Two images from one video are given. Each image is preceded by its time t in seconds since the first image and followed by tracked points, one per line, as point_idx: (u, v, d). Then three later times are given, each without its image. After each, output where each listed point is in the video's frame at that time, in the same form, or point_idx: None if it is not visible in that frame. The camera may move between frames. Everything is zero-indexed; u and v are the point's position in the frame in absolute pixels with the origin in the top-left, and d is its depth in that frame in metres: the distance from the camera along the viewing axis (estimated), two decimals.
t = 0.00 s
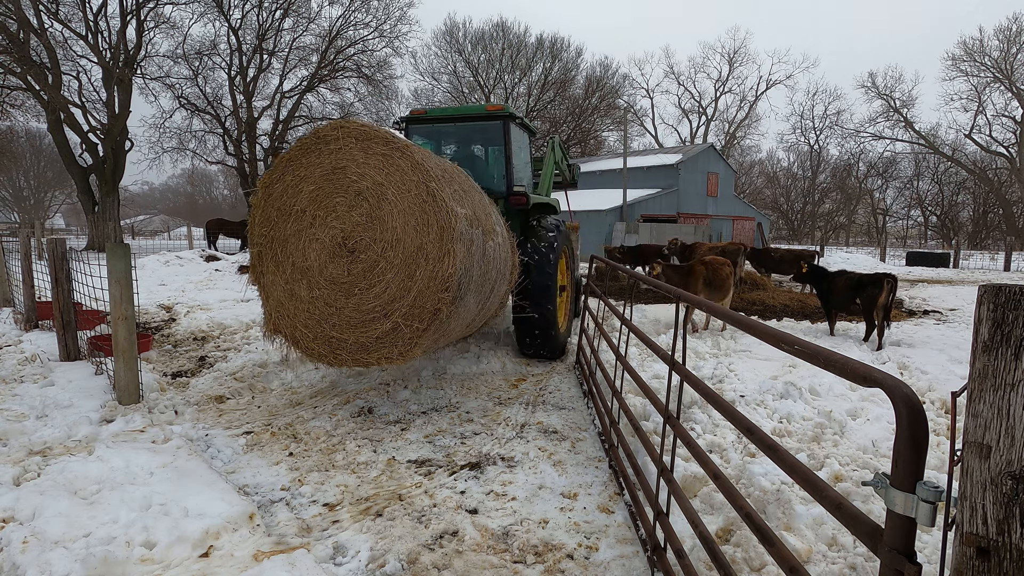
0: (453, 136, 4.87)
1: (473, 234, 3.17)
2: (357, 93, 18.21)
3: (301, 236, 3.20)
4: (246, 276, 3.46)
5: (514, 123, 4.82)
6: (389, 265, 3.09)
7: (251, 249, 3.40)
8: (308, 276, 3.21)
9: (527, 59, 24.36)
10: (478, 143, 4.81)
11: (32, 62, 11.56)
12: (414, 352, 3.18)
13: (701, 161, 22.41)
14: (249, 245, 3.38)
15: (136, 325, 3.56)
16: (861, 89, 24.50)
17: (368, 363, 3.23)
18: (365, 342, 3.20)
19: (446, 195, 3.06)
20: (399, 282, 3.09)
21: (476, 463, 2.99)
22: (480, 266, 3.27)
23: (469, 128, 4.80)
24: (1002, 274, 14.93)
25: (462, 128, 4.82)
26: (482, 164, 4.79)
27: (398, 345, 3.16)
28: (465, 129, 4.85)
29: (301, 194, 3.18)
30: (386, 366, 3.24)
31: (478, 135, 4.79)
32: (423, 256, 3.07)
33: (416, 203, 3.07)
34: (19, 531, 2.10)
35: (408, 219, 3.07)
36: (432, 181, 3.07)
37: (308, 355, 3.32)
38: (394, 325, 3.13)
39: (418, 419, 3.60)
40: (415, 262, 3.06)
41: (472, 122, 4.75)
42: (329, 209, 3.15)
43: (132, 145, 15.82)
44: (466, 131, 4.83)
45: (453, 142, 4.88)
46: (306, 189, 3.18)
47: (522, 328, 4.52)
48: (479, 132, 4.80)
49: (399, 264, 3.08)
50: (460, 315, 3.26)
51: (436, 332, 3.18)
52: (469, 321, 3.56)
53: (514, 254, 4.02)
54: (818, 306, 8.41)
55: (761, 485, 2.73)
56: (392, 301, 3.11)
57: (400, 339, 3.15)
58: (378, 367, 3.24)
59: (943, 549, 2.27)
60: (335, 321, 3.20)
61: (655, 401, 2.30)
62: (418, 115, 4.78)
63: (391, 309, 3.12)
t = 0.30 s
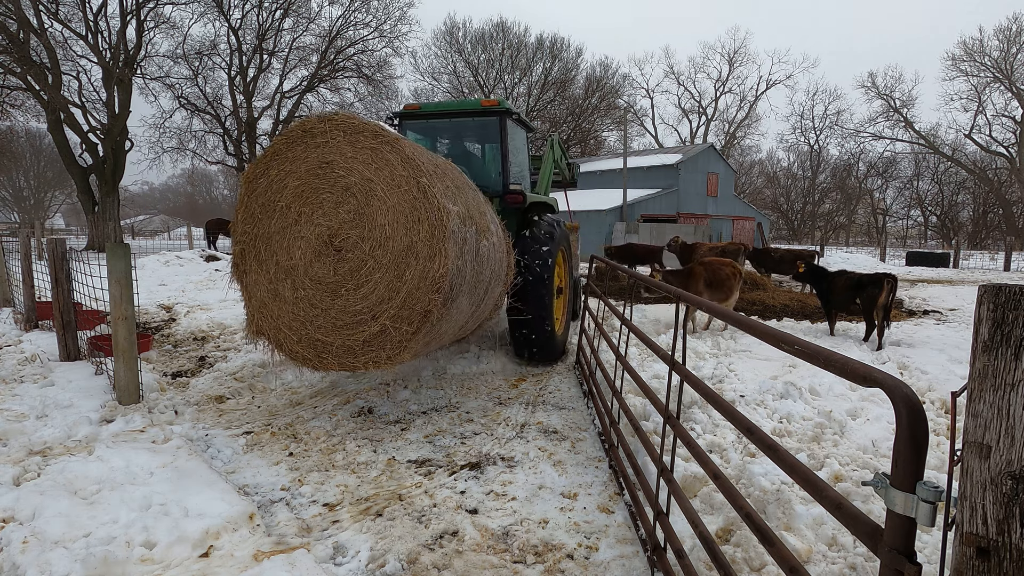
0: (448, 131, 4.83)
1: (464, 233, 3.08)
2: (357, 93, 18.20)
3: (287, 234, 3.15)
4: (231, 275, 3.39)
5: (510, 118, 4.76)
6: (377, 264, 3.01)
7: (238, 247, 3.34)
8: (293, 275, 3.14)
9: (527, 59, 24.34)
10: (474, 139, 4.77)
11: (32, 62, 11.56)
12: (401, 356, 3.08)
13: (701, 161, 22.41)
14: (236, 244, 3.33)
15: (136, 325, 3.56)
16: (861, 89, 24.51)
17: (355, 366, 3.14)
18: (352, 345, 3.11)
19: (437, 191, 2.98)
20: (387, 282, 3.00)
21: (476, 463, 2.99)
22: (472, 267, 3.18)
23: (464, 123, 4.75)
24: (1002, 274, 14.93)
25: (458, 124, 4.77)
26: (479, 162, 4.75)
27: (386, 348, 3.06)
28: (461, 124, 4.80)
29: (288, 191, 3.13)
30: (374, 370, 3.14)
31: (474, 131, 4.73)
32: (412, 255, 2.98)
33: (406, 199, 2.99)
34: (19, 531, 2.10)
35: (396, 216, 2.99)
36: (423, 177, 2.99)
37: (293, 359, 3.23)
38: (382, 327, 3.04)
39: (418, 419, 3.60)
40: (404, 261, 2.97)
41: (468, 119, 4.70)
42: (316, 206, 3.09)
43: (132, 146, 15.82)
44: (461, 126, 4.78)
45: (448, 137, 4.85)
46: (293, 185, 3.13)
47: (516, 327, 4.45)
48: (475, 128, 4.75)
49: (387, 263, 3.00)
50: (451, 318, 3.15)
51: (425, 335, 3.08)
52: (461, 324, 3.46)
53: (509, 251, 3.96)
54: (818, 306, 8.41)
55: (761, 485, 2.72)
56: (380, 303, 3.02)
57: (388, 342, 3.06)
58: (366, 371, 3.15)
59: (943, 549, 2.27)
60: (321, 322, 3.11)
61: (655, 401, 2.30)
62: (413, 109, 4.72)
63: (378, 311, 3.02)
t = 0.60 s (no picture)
0: (443, 128, 4.77)
1: (454, 236, 2.90)
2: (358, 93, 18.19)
3: (267, 234, 2.98)
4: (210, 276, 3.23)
5: (506, 116, 4.68)
6: (361, 269, 2.84)
7: (217, 246, 3.18)
8: (274, 278, 2.98)
9: (527, 59, 24.33)
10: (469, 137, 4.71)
11: (32, 62, 11.57)
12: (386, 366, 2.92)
13: (701, 161, 22.41)
14: (213, 242, 3.16)
15: (136, 325, 3.57)
16: (861, 89, 24.53)
17: (339, 376, 2.99)
18: (334, 353, 2.96)
19: (425, 192, 2.80)
20: (371, 288, 2.83)
21: (476, 463, 2.99)
22: (462, 271, 3.00)
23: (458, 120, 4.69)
24: (1002, 274, 14.92)
25: (454, 120, 4.70)
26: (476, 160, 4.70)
27: (371, 357, 2.91)
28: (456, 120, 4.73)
29: (268, 188, 2.95)
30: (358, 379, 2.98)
31: (471, 128, 4.67)
32: (398, 259, 2.80)
33: (392, 200, 2.80)
34: (19, 531, 2.10)
35: (382, 218, 2.81)
36: (410, 176, 2.81)
37: (274, 366, 3.08)
38: (366, 335, 2.88)
39: (418, 419, 3.60)
40: (390, 266, 2.80)
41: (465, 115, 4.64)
42: (297, 205, 2.91)
43: (132, 146, 15.82)
44: (455, 123, 4.72)
45: (443, 134, 4.79)
46: (273, 183, 2.95)
47: (511, 333, 4.31)
48: (471, 125, 4.69)
49: (372, 268, 2.82)
50: (440, 325, 2.99)
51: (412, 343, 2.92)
52: (451, 330, 3.30)
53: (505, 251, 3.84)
54: (818, 306, 8.42)
55: (761, 485, 2.73)
56: (365, 310, 2.86)
57: (373, 351, 2.90)
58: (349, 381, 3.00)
59: (943, 549, 2.27)
60: (303, 328, 2.96)
61: (655, 401, 2.30)
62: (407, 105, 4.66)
63: (362, 318, 2.86)
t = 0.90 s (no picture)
0: (438, 124, 4.66)
1: (442, 241, 2.77)
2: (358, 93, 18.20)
3: (244, 236, 2.85)
4: (184, 280, 3.09)
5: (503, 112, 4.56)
6: (342, 275, 2.70)
7: (194, 248, 3.05)
8: (250, 283, 2.83)
9: (527, 59, 24.33)
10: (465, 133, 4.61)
11: (32, 61, 11.58)
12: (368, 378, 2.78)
13: (701, 161, 22.41)
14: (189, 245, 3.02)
15: (136, 325, 3.57)
16: (861, 89, 24.56)
17: (317, 388, 2.83)
18: (313, 363, 2.80)
19: (411, 194, 2.67)
20: (353, 296, 2.69)
21: (476, 463, 2.99)
22: (450, 278, 2.87)
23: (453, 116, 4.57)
24: (1002, 274, 14.93)
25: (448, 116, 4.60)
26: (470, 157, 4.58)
27: (351, 369, 2.76)
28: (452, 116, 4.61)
29: (246, 188, 2.83)
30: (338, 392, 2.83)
31: (466, 124, 4.57)
32: (382, 265, 2.66)
33: (376, 202, 2.67)
34: (19, 531, 2.10)
35: (365, 221, 2.68)
36: (396, 177, 2.68)
37: (250, 376, 2.93)
38: (346, 345, 2.73)
39: (418, 419, 3.60)
40: (373, 272, 2.66)
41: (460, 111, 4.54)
42: (275, 206, 2.78)
43: (132, 146, 15.82)
44: (451, 118, 4.60)
45: (438, 130, 4.67)
46: (251, 182, 2.83)
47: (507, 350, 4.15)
48: (466, 121, 4.59)
49: (354, 274, 2.69)
50: (425, 335, 2.85)
51: (396, 354, 2.77)
52: (438, 340, 3.16)
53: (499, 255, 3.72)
54: (818, 306, 8.42)
55: (761, 485, 2.73)
56: (345, 318, 2.71)
57: (353, 362, 2.75)
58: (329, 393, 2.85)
59: (943, 549, 2.27)
60: (280, 337, 2.81)
61: (655, 401, 2.30)
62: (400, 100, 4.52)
63: (343, 327, 2.71)
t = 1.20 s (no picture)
0: (433, 119, 4.50)
1: (431, 245, 2.55)
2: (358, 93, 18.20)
3: (218, 235, 2.60)
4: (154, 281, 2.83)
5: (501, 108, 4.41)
6: (323, 279, 2.46)
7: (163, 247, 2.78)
8: (225, 286, 2.59)
9: (527, 59, 24.34)
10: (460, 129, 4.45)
11: (32, 61, 11.59)
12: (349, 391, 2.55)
13: (701, 161, 22.41)
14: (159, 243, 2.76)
15: (136, 325, 3.57)
16: (861, 89, 24.57)
17: (295, 401, 2.60)
18: (291, 374, 2.57)
19: (399, 194, 2.45)
20: (334, 302, 2.46)
21: (476, 463, 2.99)
22: (439, 284, 2.65)
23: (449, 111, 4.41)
24: (1002, 274, 14.93)
25: (444, 111, 4.44)
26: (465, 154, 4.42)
27: (332, 381, 2.53)
28: (447, 111, 4.45)
29: (221, 183, 2.58)
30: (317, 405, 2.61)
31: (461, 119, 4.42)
32: (366, 269, 2.43)
33: (360, 201, 2.44)
34: (19, 531, 2.10)
35: (348, 221, 2.44)
36: (382, 175, 2.45)
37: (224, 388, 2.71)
38: (328, 355, 2.50)
39: (418, 419, 3.60)
40: (357, 275, 2.43)
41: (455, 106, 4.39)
42: (252, 203, 2.54)
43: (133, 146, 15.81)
44: (446, 114, 4.44)
45: (432, 126, 4.51)
46: (227, 177, 2.58)
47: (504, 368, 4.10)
48: (462, 117, 4.43)
49: (336, 278, 2.45)
50: (412, 344, 2.63)
51: (380, 365, 2.55)
52: (426, 348, 2.94)
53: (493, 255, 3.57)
54: (818, 306, 8.42)
55: (761, 485, 2.73)
56: (326, 326, 2.48)
57: (334, 374, 2.52)
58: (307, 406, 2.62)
59: (943, 549, 2.27)
60: (256, 344, 2.57)
61: (655, 401, 2.30)
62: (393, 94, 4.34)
63: (324, 335, 2.48)
